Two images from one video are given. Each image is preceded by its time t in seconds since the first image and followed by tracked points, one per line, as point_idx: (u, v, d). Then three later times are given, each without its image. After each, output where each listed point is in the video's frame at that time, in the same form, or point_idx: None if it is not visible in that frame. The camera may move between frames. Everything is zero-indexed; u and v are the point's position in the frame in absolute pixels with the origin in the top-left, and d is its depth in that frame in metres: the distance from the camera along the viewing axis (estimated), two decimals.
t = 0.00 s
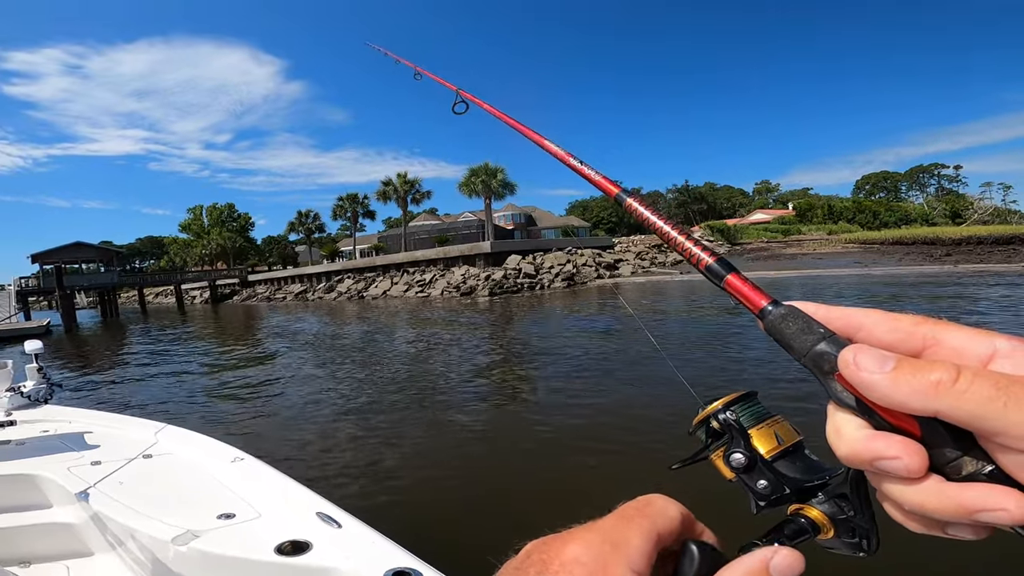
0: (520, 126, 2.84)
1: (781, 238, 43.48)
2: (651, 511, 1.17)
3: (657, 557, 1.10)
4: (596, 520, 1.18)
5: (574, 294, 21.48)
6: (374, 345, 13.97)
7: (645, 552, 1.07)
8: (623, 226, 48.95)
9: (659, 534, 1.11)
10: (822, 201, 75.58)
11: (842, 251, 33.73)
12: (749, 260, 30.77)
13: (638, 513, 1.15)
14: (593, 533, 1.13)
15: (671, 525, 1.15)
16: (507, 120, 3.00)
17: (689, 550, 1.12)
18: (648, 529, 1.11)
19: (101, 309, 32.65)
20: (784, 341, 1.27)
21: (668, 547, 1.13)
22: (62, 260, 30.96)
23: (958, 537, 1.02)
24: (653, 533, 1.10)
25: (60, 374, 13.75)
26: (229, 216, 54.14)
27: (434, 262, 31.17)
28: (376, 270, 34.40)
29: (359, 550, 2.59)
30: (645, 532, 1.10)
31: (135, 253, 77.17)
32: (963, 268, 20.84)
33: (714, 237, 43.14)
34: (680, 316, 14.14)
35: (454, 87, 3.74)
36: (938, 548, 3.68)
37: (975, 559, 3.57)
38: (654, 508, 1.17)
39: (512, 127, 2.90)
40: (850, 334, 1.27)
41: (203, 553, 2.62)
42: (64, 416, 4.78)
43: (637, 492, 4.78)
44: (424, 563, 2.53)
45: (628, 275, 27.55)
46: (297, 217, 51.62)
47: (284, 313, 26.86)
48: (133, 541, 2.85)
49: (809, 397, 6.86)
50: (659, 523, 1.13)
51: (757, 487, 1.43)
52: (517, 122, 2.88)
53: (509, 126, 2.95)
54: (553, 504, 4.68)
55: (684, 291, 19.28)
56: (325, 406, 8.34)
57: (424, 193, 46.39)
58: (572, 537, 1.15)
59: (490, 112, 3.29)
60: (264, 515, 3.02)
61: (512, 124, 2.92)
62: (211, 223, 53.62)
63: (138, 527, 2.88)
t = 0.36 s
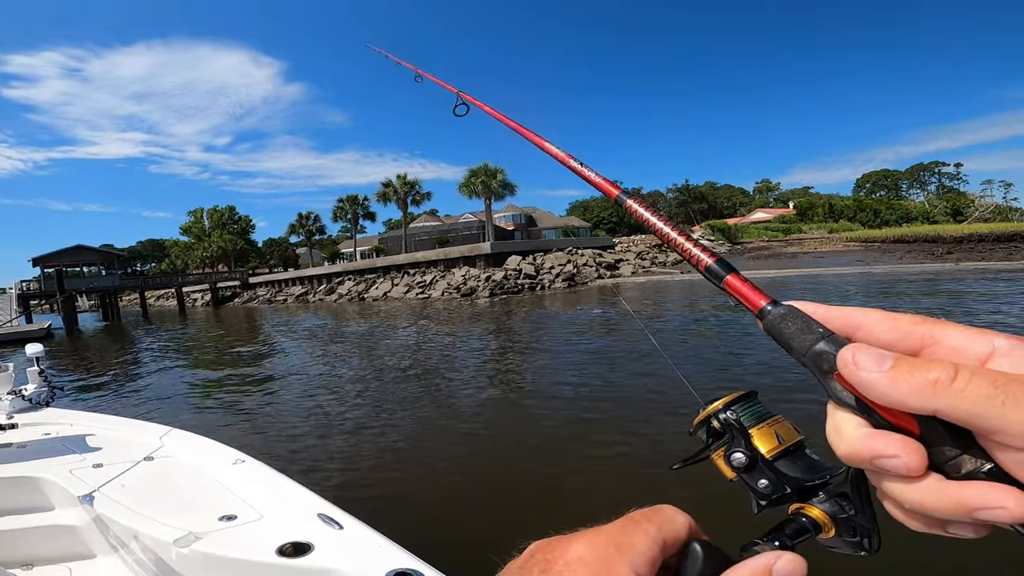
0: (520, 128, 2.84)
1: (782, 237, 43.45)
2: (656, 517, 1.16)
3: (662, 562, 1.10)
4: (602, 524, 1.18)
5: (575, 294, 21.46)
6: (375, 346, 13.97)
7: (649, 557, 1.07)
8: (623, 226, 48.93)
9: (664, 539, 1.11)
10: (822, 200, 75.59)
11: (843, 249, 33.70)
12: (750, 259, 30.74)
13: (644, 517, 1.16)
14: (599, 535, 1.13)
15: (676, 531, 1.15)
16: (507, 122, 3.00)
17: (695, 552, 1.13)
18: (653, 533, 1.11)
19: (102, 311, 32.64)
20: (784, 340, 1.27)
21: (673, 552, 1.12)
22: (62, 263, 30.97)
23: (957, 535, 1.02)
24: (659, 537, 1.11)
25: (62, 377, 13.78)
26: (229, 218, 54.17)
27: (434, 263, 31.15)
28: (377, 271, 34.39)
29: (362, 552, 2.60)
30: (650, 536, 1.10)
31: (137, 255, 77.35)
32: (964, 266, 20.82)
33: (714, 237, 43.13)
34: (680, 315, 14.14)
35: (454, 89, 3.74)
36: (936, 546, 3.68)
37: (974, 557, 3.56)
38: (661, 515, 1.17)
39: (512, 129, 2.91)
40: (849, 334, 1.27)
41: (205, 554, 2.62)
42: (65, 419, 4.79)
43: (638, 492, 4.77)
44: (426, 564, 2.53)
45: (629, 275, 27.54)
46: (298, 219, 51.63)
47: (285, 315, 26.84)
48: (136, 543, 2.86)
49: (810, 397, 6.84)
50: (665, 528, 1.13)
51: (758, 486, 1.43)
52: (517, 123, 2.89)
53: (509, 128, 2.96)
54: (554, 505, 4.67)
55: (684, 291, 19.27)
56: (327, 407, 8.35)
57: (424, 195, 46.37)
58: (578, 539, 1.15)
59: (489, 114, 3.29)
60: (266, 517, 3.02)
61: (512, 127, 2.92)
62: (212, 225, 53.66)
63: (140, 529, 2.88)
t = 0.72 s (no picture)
0: (527, 134, 2.83)
1: (794, 242, 43.12)
2: (654, 515, 1.14)
3: (659, 560, 1.08)
4: (599, 522, 1.16)
5: (582, 298, 21.39)
6: (382, 347, 14.00)
7: (646, 554, 1.05)
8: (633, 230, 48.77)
9: (662, 536, 1.09)
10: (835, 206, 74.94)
11: (856, 256, 33.37)
12: (760, 265, 30.53)
13: (642, 515, 1.14)
14: (596, 530, 1.11)
15: (675, 528, 1.13)
16: (513, 128, 2.99)
17: (698, 554, 1.10)
18: (651, 530, 1.09)
19: (114, 308, 32.95)
20: (790, 348, 1.25)
21: (671, 551, 1.10)
22: (76, 260, 31.33)
23: (967, 541, 0.99)
24: (656, 535, 1.09)
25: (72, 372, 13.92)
26: (241, 217, 54.57)
27: (442, 265, 31.19)
28: (385, 271, 34.47)
29: (362, 550, 2.59)
30: (647, 535, 1.08)
31: (150, 253, 78.46)
32: (978, 274, 20.56)
33: (725, 242, 42.91)
34: (688, 320, 14.06)
35: (460, 95, 3.74)
36: (941, 550, 3.62)
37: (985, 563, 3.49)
38: (659, 513, 1.15)
39: (519, 135, 2.89)
40: (857, 341, 1.24)
41: (206, 550, 2.63)
42: (71, 415, 4.82)
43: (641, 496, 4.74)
44: (426, 563, 2.52)
45: (637, 279, 27.43)
46: (308, 220, 51.94)
47: (294, 315, 26.93)
48: (139, 540, 2.86)
49: (818, 403, 6.76)
50: (662, 526, 1.12)
51: (763, 492, 1.40)
52: (524, 129, 2.87)
53: (516, 134, 2.94)
54: (556, 508, 4.64)
55: (693, 296, 19.16)
56: (332, 406, 8.36)
57: (434, 197, 46.48)
58: (575, 535, 1.13)
59: (495, 120, 3.28)
60: (267, 514, 3.02)
61: (519, 132, 2.91)
62: (224, 224, 54.13)
63: (142, 526, 2.89)
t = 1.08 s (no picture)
0: (524, 141, 2.83)
1: (801, 245, 42.92)
2: (647, 514, 1.14)
3: (654, 560, 1.08)
4: (593, 523, 1.16)
5: (587, 300, 21.37)
6: (386, 348, 14.02)
7: (639, 552, 1.05)
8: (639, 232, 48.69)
9: (655, 536, 1.09)
10: (842, 208, 74.55)
11: (863, 259, 33.19)
12: (767, 268, 30.40)
13: (635, 515, 1.13)
14: (589, 531, 1.11)
15: (667, 527, 1.13)
16: (512, 135, 2.99)
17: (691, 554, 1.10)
18: (645, 531, 1.08)
19: (122, 307, 33.22)
20: (787, 355, 1.24)
21: (665, 551, 1.10)
22: (85, 260, 31.60)
23: (963, 547, 0.98)
24: (649, 536, 1.08)
25: (80, 370, 14.04)
26: (248, 218, 54.87)
27: (447, 267, 31.23)
28: (390, 273, 34.56)
29: (362, 550, 2.60)
30: (640, 534, 1.07)
31: (158, 253, 79.06)
32: (988, 278, 20.39)
33: (731, 245, 42.76)
34: (693, 323, 14.01)
35: (458, 100, 3.74)
36: (938, 553, 3.60)
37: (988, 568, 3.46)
38: (652, 513, 1.14)
39: (517, 142, 2.89)
40: (853, 349, 1.24)
41: (208, 550, 2.64)
42: (77, 414, 4.86)
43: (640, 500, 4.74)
44: (426, 565, 2.52)
45: (642, 281, 27.38)
46: (314, 221, 52.19)
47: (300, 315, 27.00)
48: (142, 540, 2.88)
49: (821, 407, 6.73)
50: (655, 525, 1.11)
51: (761, 498, 1.39)
52: (521, 137, 2.88)
53: (515, 141, 2.95)
54: (557, 510, 4.64)
55: (698, 298, 19.10)
56: (335, 406, 8.39)
57: (439, 198, 46.59)
58: (569, 535, 1.13)
59: (493, 126, 3.28)
60: (269, 514, 3.03)
61: (517, 139, 2.91)
62: (231, 224, 54.43)
63: (146, 525, 2.90)
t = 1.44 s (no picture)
0: (518, 139, 2.83)
1: (795, 237, 43.06)
2: (648, 518, 1.13)
3: (656, 564, 1.07)
4: (595, 528, 1.15)
5: (583, 295, 21.38)
6: (382, 346, 13.99)
7: (643, 557, 1.04)
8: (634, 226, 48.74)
9: (657, 540, 1.08)
10: (836, 200, 74.82)
11: (857, 250, 33.34)
12: (761, 260, 30.48)
13: (637, 520, 1.12)
14: (591, 536, 1.11)
15: (670, 531, 1.12)
16: (506, 133, 2.99)
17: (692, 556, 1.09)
18: (647, 536, 1.08)
19: (116, 309, 33.04)
20: (781, 350, 1.24)
21: (668, 555, 1.09)
22: (78, 262, 31.37)
23: (957, 542, 0.98)
24: (651, 540, 1.07)
25: (74, 373, 13.98)
26: (242, 217, 54.61)
27: (442, 263, 31.18)
28: (386, 270, 34.48)
29: (358, 553, 2.59)
30: (643, 539, 1.06)
31: (152, 254, 78.67)
32: (980, 268, 20.52)
33: (726, 238, 42.87)
34: (689, 317, 14.06)
35: (451, 98, 3.72)
36: (935, 550, 3.60)
37: (981, 561, 3.49)
38: (655, 518, 1.13)
39: (511, 140, 2.89)
40: (845, 342, 1.23)
41: (205, 554, 2.62)
42: (72, 417, 4.82)
43: (637, 495, 4.74)
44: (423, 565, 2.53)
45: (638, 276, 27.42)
46: (308, 219, 51.96)
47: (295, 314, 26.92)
48: (138, 543, 2.86)
49: (816, 399, 6.76)
50: (657, 530, 1.10)
51: (757, 494, 1.39)
52: (516, 134, 2.87)
53: (509, 138, 2.94)
54: (554, 507, 4.64)
55: (693, 292, 19.14)
56: (331, 406, 8.37)
57: (434, 195, 46.49)
58: (572, 541, 1.12)
59: (487, 124, 3.27)
60: (266, 517, 3.02)
61: (511, 137, 2.90)
62: (224, 224, 54.14)
63: (142, 528, 2.89)
